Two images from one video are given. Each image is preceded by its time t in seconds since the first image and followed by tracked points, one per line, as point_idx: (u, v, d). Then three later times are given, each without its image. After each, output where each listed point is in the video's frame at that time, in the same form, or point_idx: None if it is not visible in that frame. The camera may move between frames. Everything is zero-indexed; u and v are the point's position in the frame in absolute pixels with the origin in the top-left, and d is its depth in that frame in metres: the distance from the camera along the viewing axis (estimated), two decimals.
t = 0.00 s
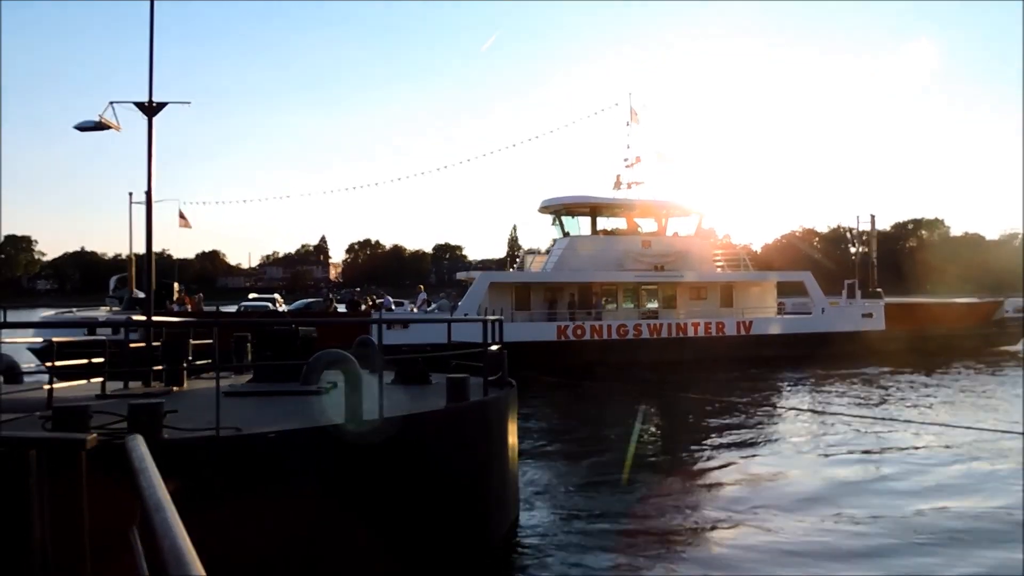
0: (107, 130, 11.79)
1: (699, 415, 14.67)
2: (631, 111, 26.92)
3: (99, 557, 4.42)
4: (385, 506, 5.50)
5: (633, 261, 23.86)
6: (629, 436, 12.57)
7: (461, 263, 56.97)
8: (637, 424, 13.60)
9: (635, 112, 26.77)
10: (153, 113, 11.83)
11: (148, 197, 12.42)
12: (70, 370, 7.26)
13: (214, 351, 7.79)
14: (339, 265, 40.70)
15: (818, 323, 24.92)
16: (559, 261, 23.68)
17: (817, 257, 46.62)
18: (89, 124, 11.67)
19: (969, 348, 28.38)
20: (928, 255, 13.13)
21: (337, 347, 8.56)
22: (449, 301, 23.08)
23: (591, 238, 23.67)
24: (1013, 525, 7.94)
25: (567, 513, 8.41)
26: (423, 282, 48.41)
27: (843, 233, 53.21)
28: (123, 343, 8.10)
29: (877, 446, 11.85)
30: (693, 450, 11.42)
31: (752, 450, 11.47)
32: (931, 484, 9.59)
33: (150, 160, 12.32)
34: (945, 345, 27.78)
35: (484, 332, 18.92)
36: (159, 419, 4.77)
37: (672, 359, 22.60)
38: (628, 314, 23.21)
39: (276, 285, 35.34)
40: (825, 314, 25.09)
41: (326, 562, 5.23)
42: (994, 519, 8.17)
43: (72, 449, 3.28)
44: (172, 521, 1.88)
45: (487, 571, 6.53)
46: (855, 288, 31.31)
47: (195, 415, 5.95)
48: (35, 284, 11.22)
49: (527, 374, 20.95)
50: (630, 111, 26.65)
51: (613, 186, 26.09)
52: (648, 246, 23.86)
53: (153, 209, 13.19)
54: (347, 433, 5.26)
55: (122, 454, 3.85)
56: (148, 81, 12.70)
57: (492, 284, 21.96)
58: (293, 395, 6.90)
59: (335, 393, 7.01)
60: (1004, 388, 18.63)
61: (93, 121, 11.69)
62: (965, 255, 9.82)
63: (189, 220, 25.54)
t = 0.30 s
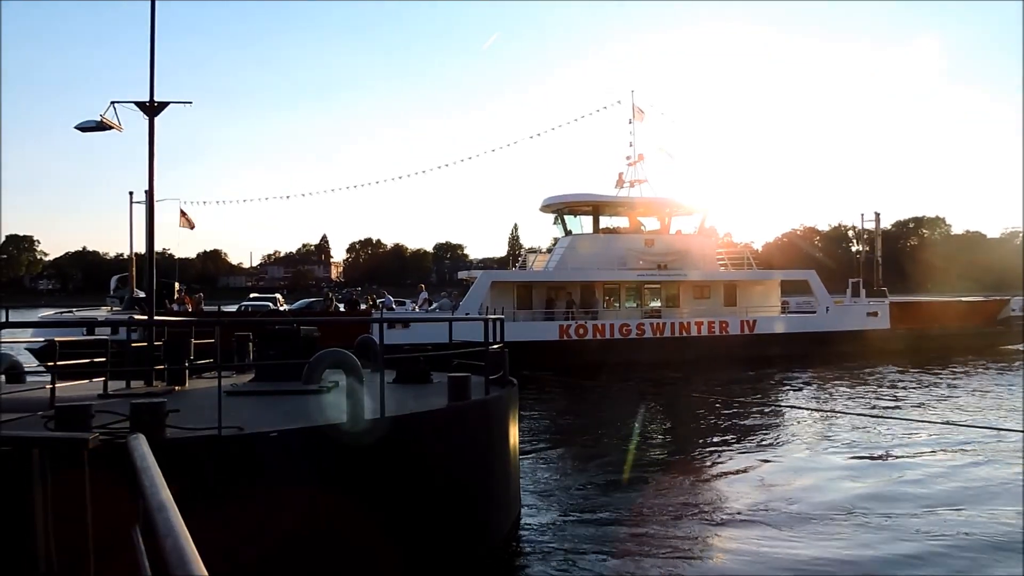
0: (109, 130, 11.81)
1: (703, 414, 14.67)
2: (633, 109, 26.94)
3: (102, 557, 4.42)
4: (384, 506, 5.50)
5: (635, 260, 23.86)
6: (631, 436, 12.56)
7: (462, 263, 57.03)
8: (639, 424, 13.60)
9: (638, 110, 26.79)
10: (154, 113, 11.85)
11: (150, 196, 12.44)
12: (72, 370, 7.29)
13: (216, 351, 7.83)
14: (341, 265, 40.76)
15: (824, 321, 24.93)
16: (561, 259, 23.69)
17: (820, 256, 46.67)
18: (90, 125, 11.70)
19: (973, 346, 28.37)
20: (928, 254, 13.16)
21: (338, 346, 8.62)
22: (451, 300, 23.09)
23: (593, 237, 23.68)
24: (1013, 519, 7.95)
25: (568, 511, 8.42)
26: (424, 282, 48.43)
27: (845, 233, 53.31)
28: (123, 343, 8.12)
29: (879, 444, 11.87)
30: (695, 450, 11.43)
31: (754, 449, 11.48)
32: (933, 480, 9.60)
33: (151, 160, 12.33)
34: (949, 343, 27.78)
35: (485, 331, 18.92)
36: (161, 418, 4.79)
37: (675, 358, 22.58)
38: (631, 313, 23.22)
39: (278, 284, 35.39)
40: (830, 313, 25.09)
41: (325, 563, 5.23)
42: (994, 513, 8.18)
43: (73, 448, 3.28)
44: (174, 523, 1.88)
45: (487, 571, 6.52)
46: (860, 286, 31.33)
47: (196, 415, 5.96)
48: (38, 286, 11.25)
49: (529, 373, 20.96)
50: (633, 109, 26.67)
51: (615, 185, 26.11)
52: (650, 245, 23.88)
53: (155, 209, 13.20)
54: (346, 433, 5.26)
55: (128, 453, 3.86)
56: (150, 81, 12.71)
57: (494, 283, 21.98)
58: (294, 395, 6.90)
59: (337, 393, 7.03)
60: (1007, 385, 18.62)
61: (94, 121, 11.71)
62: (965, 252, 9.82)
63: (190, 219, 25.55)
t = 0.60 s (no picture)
0: (109, 129, 11.80)
1: (706, 414, 14.68)
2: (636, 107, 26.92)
3: (101, 556, 4.42)
4: (383, 505, 5.50)
5: (638, 259, 23.85)
6: (632, 435, 12.57)
7: (464, 261, 57.01)
8: (641, 423, 13.60)
9: (641, 108, 26.77)
10: (155, 112, 11.84)
11: (150, 195, 12.44)
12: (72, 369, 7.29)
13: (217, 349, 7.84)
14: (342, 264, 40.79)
15: (828, 320, 24.96)
16: (563, 258, 23.70)
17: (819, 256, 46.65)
18: (91, 124, 11.70)
19: (976, 346, 28.34)
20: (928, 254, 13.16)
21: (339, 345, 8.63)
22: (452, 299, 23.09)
23: (595, 236, 23.68)
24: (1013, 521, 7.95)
25: (569, 511, 8.42)
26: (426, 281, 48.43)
27: (845, 234, 53.39)
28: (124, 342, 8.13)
29: (880, 444, 11.86)
30: (696, 450, 11.43)
31: (755, 449, 11.47)
32: (934, 481, 9.59)
33: (151, 159, 12.33)
34: (952, 343, 27.76)
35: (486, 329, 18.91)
36: (162, 417, 4.79)
37: (677, 357, 22.57)
38: (633, 312, 23.23)
39: (278, 283, 35.37)
40: (833, 312, 25.12)
41: (324, 563, 5.23)
42: (994, 515, 8.18)
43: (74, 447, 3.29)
44: (174, 521, 1.89)
45: (486, 571, 6.54)
46: (863, 285, 31.30)
47: (197, 414, 5.97)
48: (38, 284, 11.24)
49: (530, 372, 20.97)
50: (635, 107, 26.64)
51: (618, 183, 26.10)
52: (653, 244, 23.88)
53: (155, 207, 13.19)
54: (344, 434, 5.25)
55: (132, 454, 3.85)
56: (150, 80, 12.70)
57: (495, 282, 21.98)
58: (295, 393, 6.91)
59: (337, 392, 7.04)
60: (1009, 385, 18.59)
61: (95, 120, 11.71)
62: (970, 249, 9.73)
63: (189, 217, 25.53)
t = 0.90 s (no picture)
0: (109, 130, 11.80)
1: (709, 413, 14.68)
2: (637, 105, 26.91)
3: (103, 558, 4.42)
4: (384, 505, 5.49)
5: (640, 257, 23.82)
6: (633, 435, 12.56)
7: (464, 261, 56.95)
8: (642, 423, 13.60)
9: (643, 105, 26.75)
10: (154, 112, 11.84)
11: (150, 195, 12.42)
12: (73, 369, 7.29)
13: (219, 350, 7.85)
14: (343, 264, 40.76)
15: (832, 318, 25.03)
16: (565, 257, 23.69)
17: (823, 254, 46.55)
18: (91, 124, 11.70)
19: (979, 344, 28.36)
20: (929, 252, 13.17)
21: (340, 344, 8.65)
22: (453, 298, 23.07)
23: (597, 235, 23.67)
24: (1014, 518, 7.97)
25: (570, 510, 8.43)
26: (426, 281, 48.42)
27: (847, 233, 53.36)
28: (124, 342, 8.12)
29: (882, 442, 11.87)
30: (697, 450, 11.43)
31: (758, 448, 11.47)
32: (937, 479, 9.60)
33: (151, 159, 12.32)
34: (955, 341, 27.78)
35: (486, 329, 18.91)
36: (164, 416, 4.80)
37: (680, 356, 22.55)
38: (636, 311, 23.23)
39: (278, 283, 35.33)
40: (838, 310, 25.18)
41: (324, 563, 5.22)
42: (996, 511, 8.19)
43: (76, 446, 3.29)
44: (177, 523, 1.88)
45: (488, 570, 6.54)
46: (867, 284, 31.34)
47: (197, 413, 5.97)
48: (39, 285, 11.25)
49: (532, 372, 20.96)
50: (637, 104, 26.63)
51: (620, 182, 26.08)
52: (655, 242, 23.86)
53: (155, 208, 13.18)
54: (343, 434, 5.25)
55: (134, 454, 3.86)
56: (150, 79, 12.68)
57: (495, 281, 21.96)
58: (297, 393, 6.90)
59: (338, 392, 7.03)
60: (1011, 382, 18.59)
61: (94, 121, 11.71)
62: (968, 252, 9.70)
63: (188, 218, 25.50)
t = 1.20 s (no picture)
0: (112, 130, 11.83)
1: (713, 413, 14.69)
2: (640, 102, 26.90)
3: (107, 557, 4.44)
4: (384, 506, 5.50)
5: (643, 256, 23.82)
6: (635, 435, 12.57)
7: (466, 260, 56.93)
8: (646, 423, 13.61)
9: (646, 103, 26.74)
10: (156, 112, 11.85)
11: (152, 196, 12.44)
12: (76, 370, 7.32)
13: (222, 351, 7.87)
14: (344, 263, 40.74)
15: (836, 317, 25.03)
16: (568, 256, 23.70)
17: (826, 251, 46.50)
18: (93, 125, 11.72)
19: (984, 343, 28.34)
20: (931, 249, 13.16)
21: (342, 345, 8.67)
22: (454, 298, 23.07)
23: (601, 233, 23.66)
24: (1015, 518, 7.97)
25: (571, 509, 8.45)
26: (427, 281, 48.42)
27: (849, 231, 53.30)
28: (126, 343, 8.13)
29: (885, 442, 11.87)
30: (700, 449, 11.43)
31: (761, 448, 11.48)
32: (940, 478, 9.59)
33: (154, 159, 12.34)
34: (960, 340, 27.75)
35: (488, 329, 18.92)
36: (166, 416, 4.81)
37: (684, 356, 22.54)
38: (639, 310, 23.23)
39: (281, 283, 35.36)
40: (842, 309, 25.18)
41: (325, 563, 5.22)
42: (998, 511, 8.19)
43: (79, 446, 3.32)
44: (180, 523, 1.89)
45: (489, 571, 6.54)
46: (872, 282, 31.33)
47: (200, 413, 5.97)
48: (41, 284, 11.26)
49: (534, 371, 20.99)
50: (640, 102, 26.61)
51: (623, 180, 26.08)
52: (658, 241, 23.86)
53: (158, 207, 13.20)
54: (342, 435, 5.25)
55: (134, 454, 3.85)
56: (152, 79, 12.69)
57: (498, 280, 21.96)
58: (299, 393, 6.90)
59: (340, 392, 7.04)
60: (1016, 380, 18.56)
61: (97, 121, 11.73)
62: (960, 257, 9.73)
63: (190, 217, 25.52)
